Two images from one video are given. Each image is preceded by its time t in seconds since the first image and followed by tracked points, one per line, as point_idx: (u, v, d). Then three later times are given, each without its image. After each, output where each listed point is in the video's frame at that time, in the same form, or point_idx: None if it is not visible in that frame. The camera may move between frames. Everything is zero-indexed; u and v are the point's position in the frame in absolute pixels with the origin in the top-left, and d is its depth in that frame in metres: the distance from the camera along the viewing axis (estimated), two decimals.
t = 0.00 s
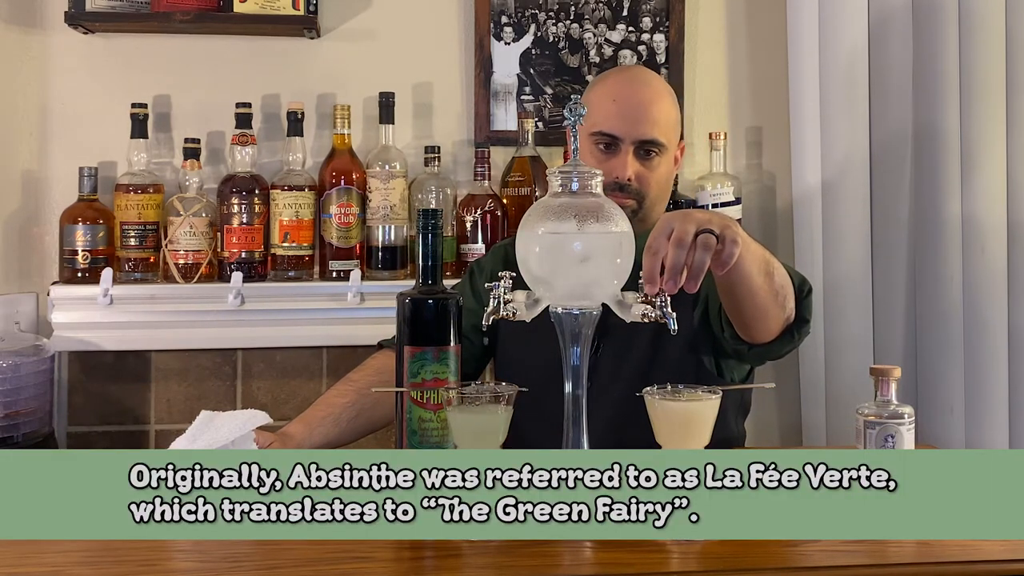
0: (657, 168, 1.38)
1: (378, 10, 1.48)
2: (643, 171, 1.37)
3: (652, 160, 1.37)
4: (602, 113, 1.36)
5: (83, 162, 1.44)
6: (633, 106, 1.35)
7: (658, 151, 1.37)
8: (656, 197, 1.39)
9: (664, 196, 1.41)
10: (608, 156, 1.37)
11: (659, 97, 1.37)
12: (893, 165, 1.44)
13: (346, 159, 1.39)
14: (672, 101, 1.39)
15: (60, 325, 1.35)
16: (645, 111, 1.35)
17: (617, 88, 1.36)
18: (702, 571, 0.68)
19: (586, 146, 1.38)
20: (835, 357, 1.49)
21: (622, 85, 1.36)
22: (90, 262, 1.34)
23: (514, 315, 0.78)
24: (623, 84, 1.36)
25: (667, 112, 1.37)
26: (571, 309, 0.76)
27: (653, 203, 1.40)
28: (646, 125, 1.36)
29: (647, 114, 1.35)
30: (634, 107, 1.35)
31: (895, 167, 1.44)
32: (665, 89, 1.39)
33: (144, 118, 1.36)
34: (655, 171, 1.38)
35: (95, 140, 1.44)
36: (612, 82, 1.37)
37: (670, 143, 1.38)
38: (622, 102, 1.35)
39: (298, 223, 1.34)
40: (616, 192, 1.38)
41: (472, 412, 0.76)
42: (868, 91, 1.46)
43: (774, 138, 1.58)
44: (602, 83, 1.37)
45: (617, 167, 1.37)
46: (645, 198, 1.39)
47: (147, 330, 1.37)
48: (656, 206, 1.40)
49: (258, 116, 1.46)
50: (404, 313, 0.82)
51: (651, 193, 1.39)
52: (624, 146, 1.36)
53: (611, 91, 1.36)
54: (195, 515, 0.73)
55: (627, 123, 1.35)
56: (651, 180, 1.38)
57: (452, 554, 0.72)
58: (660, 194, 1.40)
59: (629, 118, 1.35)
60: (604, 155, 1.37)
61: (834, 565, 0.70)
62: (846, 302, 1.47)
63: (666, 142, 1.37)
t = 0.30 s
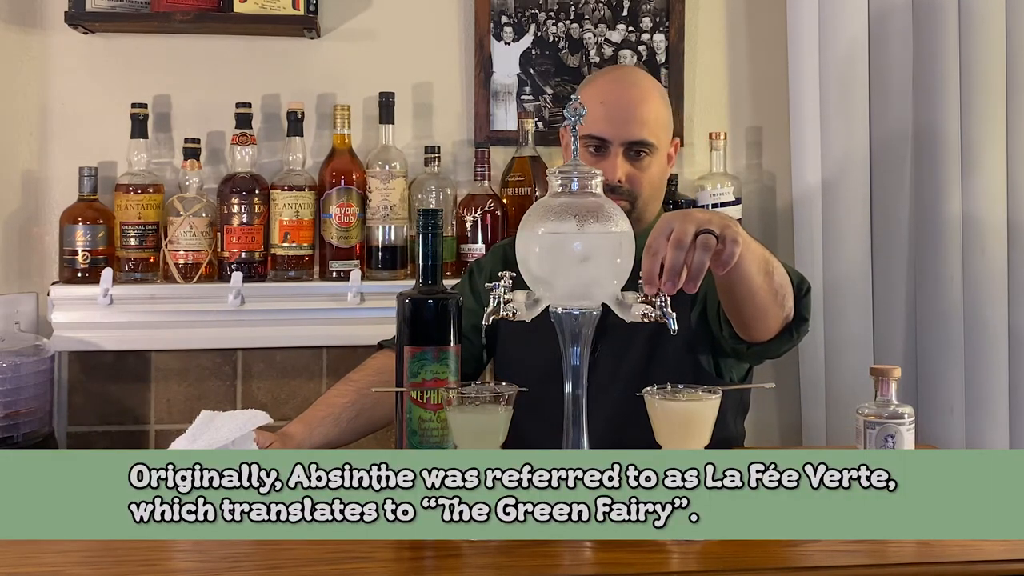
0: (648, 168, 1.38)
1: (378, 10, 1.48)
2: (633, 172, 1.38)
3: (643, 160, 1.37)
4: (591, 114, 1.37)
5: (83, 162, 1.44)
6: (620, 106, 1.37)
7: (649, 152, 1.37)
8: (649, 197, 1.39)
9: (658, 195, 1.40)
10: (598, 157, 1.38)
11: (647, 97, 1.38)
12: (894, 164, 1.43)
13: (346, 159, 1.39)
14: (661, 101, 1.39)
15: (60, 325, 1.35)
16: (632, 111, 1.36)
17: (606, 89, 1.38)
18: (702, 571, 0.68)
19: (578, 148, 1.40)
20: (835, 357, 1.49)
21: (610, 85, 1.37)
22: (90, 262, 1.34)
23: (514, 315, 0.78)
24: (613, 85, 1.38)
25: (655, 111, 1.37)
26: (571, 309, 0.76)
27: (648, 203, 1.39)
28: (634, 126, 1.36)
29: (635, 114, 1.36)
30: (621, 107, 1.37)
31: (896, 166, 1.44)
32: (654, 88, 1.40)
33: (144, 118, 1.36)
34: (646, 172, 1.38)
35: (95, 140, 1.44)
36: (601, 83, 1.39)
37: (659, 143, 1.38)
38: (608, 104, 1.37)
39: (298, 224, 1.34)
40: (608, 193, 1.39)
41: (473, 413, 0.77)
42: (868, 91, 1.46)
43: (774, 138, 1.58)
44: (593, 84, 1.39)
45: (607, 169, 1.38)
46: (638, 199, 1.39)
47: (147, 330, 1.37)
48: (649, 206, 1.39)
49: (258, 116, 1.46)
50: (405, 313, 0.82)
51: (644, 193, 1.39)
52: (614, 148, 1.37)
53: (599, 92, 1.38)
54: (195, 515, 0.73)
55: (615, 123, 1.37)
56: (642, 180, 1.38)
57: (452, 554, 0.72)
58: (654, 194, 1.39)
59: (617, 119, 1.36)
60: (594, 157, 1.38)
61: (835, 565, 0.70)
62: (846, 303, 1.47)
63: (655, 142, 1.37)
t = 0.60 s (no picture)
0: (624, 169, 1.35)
1: (378, 10, 1.48)
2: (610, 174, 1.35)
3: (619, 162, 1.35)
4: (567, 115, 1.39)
5: (83, 162, 1.44)
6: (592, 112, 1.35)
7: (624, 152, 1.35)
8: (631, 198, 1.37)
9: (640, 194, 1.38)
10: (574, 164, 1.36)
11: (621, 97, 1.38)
12: (895, 164, 1.44)
13: (346, 159, 1.39)
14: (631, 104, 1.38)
15: (60, 325, 1.35)
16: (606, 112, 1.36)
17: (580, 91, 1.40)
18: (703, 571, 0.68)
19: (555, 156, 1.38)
20: (835, 357, 1.49)
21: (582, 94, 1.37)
22: (90, 262, 1.34)
23: (514, 315, 0.78)
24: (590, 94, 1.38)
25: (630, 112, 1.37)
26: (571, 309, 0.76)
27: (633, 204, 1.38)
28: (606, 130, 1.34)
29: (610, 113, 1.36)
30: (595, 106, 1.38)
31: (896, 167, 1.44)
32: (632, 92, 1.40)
33: (144, 118, 1.36)
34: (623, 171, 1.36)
35: (95, 140, 1.44)
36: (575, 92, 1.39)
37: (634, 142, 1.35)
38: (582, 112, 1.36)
39: (298, 224, 1.34)
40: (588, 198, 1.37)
41: (473, 413, 0.77)
42: (868, 92, 1.46)
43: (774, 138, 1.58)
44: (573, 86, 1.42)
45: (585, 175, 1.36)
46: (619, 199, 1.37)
47: (147, 330, 1.37)
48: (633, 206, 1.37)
49: (258, 116, 1.46)
50: (404, 313, 0.82)
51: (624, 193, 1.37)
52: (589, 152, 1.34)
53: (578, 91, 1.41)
54: (195, 515, 0.73)
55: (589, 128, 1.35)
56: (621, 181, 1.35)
57: (452, 554, 0.71)
58: (635, 194, 1.37)
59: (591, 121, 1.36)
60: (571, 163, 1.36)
61: (835, 566, 0.69)
62: (847, 304, 1.47)
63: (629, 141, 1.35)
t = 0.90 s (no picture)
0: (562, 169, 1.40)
1: (378, 10, 1.48)
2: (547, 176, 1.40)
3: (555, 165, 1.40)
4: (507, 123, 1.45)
5: (83, 162, 1.44)
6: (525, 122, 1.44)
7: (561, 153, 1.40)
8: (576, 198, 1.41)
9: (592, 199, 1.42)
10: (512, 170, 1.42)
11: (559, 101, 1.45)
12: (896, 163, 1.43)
13: (346, 159, 1.39)
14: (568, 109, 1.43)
15: (61, 325, 1.35)
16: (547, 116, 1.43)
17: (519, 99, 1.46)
18: (704, 571, 0.67)
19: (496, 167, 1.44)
20: (834, 357, 1.49)
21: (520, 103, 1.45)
22: (90, 262, 1.34)
23: (515, 314, 0.78)
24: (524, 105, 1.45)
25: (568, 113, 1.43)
26: (571, 309, 0.77)
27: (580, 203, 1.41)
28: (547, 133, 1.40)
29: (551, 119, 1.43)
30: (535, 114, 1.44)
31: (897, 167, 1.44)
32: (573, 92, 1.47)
33: (144, 118, 1.36)
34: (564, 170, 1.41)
35: (95, 140, 1.44)
36: (512, 103, 1.46)
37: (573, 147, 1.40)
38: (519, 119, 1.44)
39: (298, 224, 1.34)
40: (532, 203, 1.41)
41: (473, 412, 0.77)
42: (868, 92, 1.46)
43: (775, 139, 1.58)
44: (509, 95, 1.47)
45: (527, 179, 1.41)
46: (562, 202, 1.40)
47: (147, 330, 1.37)
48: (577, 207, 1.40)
49: (258, 116, 1.46)
50: (405, 313, 0.83)
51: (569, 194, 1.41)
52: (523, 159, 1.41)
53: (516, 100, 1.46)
54: (195, 515, 0.73)
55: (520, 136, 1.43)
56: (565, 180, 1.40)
57: (452, 554, 0.71)
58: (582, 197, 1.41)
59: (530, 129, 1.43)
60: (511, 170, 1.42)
61: (837, 566, 0.69)
62: (847, 305, 1.47)
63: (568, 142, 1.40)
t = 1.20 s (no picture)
0: (493, 168, 1.39)
1: (378, 10, 1.49)
2: (480, 177, 1.39)
3: (487, 164, 1.39)
4: (425, 125, 1.41)
5: (83, 161, 1.44)
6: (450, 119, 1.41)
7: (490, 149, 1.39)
8: (505, 198, 1.41)
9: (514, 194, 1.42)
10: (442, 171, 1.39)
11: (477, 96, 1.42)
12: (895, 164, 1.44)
13: (346, 159, 1.39)
14: (493, 100, 1.43)
15: (61, 325, 1.35)
16: (469, 116, 1.40)
17: (437, 97, 1.43)
18: (704, 570, 0.68)
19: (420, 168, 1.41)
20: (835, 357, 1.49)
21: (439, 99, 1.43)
22: (90, 262, 1.34)
23: (515, 315, 0.78)
24: (441, 100, 1.42)
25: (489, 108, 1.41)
26: (572, 308, 0.77)
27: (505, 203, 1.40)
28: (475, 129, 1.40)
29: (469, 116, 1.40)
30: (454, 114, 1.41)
31: (895, 168, 1.44)
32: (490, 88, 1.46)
33: (144, 118, 1.37)
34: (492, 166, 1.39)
35: (95, 140, 1.44)
36: (429, 100, 1.43)
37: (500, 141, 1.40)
38: (441, 117, 1.42)
39: (297, 223, 1.34)
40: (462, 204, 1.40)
41: (474, 412, 0.77)
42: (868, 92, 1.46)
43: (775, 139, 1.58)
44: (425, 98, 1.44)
45: (454, 180, 1.40)
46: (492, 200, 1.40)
47: (146, 330, 1.37)
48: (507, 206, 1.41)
49: (258, 116, 1.46)
50: (405, 313, 0.83)
51: (498, 195, 1.41)
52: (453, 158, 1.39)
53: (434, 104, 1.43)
54: (195, 515, 0.73)
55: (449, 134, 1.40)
56: (491, 179, 1.39)
57: (452, 554, 0.71)
58: (508, 196, 1.42)
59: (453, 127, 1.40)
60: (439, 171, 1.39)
61: (837, 565, 0.69)
62: (848, 306, 1.46)
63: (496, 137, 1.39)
